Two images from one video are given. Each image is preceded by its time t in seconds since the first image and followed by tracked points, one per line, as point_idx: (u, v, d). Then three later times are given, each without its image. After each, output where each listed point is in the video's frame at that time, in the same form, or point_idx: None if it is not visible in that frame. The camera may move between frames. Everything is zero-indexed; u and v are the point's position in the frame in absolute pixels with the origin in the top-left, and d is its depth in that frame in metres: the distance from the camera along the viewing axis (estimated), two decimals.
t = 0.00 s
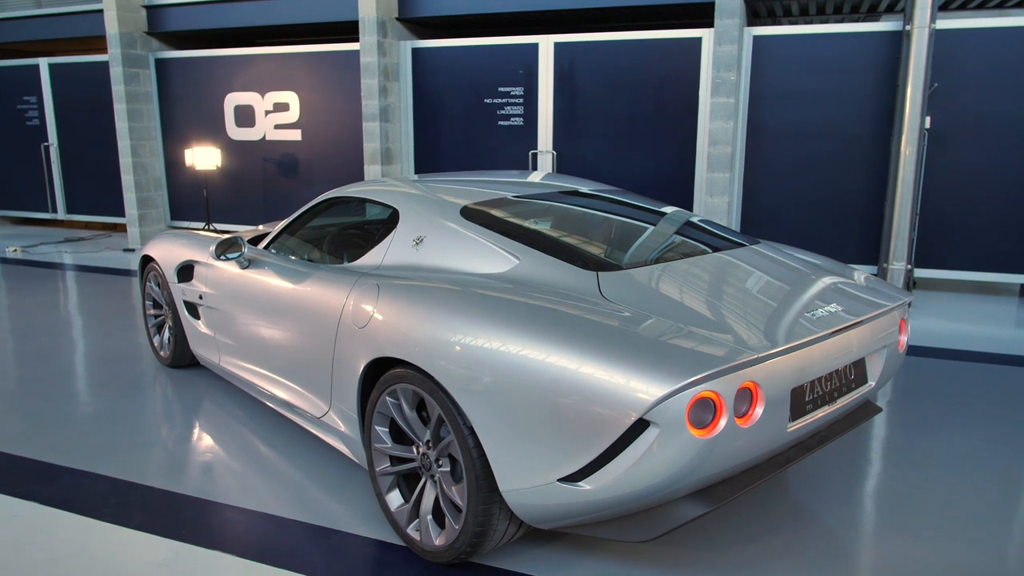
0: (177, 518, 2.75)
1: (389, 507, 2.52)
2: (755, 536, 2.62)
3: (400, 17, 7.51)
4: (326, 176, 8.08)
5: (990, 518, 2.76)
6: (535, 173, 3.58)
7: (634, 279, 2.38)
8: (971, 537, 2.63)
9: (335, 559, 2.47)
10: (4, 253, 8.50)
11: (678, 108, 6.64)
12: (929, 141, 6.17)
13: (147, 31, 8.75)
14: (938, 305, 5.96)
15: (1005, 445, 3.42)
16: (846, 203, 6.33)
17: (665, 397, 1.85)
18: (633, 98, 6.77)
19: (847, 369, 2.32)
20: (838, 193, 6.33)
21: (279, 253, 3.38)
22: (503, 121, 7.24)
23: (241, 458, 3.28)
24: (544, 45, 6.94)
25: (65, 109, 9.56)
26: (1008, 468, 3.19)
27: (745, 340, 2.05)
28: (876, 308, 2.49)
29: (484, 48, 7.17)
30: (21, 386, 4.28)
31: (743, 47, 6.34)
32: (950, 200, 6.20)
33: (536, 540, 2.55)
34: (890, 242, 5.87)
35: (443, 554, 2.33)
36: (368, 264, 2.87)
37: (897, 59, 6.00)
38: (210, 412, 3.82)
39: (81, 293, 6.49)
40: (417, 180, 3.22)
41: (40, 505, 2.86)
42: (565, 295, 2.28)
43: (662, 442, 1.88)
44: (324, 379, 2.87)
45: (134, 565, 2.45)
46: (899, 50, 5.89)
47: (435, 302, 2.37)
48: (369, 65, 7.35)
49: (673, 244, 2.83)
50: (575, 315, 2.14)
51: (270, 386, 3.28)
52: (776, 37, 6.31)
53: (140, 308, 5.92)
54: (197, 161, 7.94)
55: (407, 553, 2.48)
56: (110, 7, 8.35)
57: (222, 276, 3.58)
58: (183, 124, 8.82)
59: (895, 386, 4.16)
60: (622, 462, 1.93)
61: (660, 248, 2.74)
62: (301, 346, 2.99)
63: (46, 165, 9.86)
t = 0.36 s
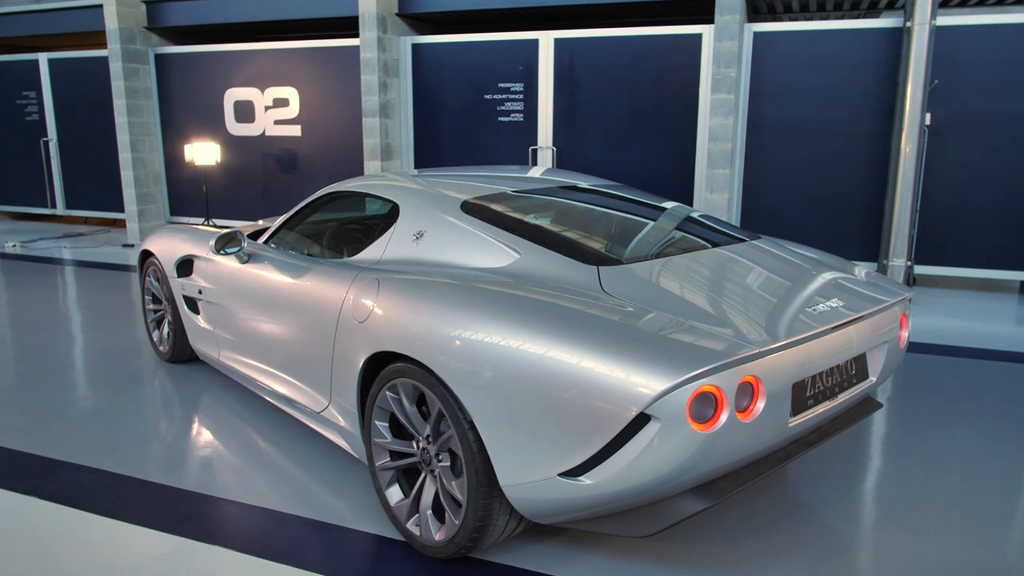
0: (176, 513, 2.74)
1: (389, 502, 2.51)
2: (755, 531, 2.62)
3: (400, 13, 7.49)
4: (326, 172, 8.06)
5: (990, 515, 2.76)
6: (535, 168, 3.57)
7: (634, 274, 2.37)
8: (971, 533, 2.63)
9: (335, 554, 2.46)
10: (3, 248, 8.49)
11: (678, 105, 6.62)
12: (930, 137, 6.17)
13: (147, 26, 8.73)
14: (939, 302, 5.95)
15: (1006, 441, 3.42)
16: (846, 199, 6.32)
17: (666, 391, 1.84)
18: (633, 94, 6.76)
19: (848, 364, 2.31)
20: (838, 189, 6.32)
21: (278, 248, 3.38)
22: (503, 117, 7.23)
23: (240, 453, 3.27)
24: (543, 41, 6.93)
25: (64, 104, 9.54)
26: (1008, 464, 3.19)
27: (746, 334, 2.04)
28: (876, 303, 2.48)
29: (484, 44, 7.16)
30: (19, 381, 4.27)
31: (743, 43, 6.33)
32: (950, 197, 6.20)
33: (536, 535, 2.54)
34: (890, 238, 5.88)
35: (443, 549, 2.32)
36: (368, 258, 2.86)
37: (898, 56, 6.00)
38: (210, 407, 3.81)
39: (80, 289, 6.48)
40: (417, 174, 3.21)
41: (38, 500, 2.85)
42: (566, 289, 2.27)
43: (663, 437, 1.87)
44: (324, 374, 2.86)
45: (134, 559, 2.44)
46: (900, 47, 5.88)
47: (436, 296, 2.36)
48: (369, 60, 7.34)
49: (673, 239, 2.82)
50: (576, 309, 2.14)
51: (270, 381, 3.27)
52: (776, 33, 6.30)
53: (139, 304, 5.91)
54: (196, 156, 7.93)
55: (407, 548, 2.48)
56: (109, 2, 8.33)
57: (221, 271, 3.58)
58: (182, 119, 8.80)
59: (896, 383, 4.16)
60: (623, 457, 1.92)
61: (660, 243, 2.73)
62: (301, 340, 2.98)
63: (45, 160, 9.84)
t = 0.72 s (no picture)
0: (177, 508, 2.74)
1: (391, 497, 2.51)
2: (758, 527, 2.61)
3: (401, 10, 7.47)
4: (327, 169, 8.06)
5: (993, 511, 2.75)
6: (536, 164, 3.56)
7: (638, 269, 2.36)
8: (974, 530, 2.62)
9: (336, 549, 2.45)
10: (4, 246, 8.49)
11: (680, 101, 6.61)
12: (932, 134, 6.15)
13: (147, 24, 8.72)
14: (940, 299, 5.94)
15: (1009, 437, 3.41)
16: (848, 196, 6.30)
17: (669, 385, 1.83)
18: (634, 90, 6.74)
19: (852, 359, 2.30)
20: (840, 186, 6.31)
21: (279, 244, 3.36)
22: (504, 114, 7.22)
23: (241, 449, 3.27)
24: (544, 37, 6.91)
25: (65, 102, 9.54)
26: (1011, 460, 3.18)
27: (749, 328, 2.03)
28: (880, 298, 2.47)
29: (485, 41, 7.14)
30: (21, 378, 4.27)
31: (745, 39, 6.31)
32: (952, 194, 6.18)
33: (538, 530, 2.53)
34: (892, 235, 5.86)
35: (445, 544, 2.31)
36: (369, 253, 2.85)
37: (899, 52, 5.97)
38: (211, 403, 3.81)
39: (81, 286, 6.48)
40: (418, 170, 3.20)
41: (39, 495, 2.84)
42: (569, 283, 2.25)
43: (666, 430, 1.86)
44: (325, 369, 2.85)
45: (134, 555, 2.44)
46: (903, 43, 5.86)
47: (438, 291, 2.35)
48: (370, 57, 7.32)
49: (675, 234, 2.81)
50: (578, 303, 2.12)
51: (271, 377, 3.27)
52: (778, 29, 6.28)
53: (140, 301, 5.91)
54: (197, 153, 7.92)
55: (409, 543, 2.47)
56: None
57: (222, 267, 3.57)
58: (183, 117, 8.79)
59: (898, 379, 4.15)
60: (626, 451, 1.91)
61: (662, 238, 2.72)
62: (302, 336, 2.97)
63: (46, 158, 9.84)
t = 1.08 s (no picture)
0: (178, 503, 2.73)
1: (393, 492, 2.49)
2: (761, 520, 2.60)
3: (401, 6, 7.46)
4: (327, 167, 8.05)
5: (996, 505, 2.74)
6: (536, 159, 3.55)
7: (640, 261, 2.35)
8: (977, 524, 2.61)
9: (337, 543, 2.44)
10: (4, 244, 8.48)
11: (682, 97, 6.59)
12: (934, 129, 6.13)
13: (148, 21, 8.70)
14: (942, 294, 5.93)
15: (1011, 431, 3.39)
16: (850, 192, 6.29)
17: (672, 376, 1.82)
18: (636, 86, 6.72)
19: (855, 351, 2.29)
20: (842, 182, 6.29)
21: (280, 239, 3.35)
22: (505, 111, 7.21)
23: (242, 445, 3.26)
24: (545, 33, 6.90)
25: (65, 100, 9.53)
26: (1014, 455, 3.17)
27: (753, 319, 2.02)
28: (883, 290, 2.45)
29: (486, 37, 7.13)
30: (21, 374, 4.26)
31: (746, 35, 6.30)
32: (954, 189, 6.17)
33: (540, 524, 2.52)
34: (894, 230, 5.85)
35: (446, 538, 2.30)
36: (370, 247, 2.84)
37: (901, 47, 5.96)
38: (212, 400, 3.80)
39: (81, 283, 6.47)
40: (418, 164, 3.19)
41: (39, 491, 2.84)
42: (571, 276, 2.24)
43: (669, 422, 1.85)
44: (327, 363, 2.84)
45: (135, 550, 2.43)
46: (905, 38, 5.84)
47: (440, 284, 2.34)
48: (371, 54, 7.30)
49: (677, 228, 2.79)
50: (580, 295, 2.11)
51: (272, 372, 3.26)
52: (780, 25, 6.26)
53: (140, 298, 5.90)
54: (198, 151, 7.91)
55: (411, 538, 2.46)
56: None
57: (223, 262, 3.56)
58: (184, 114, 8.78)
59: (900, 373, 4.14)
60: (629, 443, 1.90)
61: (664, 231, 2.71)
62: (303, 330, 2.96)
63: (47, 156, 9.83)
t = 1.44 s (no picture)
0: (177, 497, 2.71)
1: (393, 483, 2.48)
2: (762, 512, 2.59)
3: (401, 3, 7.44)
4: (326, 163, 8.03)
5: (999, 497, 2.73)
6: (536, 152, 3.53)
7: (642, 251, 2.33)
8: (981, 516, 2.60)
9: (337, 536, 2.43)
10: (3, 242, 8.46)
11: (682, 94, 6.58)
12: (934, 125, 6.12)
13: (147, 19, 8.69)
14: (944, 290, 5.91)
15: (1014, 424, 3.38)
16: (850, 188, 6.28)
17: (675, 362, 1.80)
18: (636, 83, 6.71)
19: (858, 340, 2.27)
20: (842, 178, 6.28)
21: (279, 232, 3.34)
22: (505, 107, 7.19)
23: (242, 439, 3.24)
24: (545, 30, 6.89)
25: (64, 98, 9.52)
26: (1017, 447, 3.15)
27: (755, 307, 2.01)
28: (885, 280, 2.44)
29: (485, 34, 7.12)
30: (20, 370, 4.25)
31: (746, 31, 6.28)
32: (955, 185, 6.16)
33: (541, 516, 2.51)
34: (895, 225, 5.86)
35: (446, 529, 2.29)
36: (370, 238, 2.82)
37: (902, 42, 5.95)
38: (211, 395, 3.78)
39: (80, 280, 6.44)
40: (418, 156, 3.17)
41: (37, 484, 2.82)
42: (572, 264, 2.23)
43: (672, 409, 1.83)
44: (327, 355, 2.83)
45: (134, 542, 2.41)
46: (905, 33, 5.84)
47: (441, 273, 2.33)
48: (370, 50, 7.29)
49: (678, 219, 2.78)
50: (581, 283, 2.10)
51: (272, 366, 3.24)
52: (780, 20, 6.25)
53: (140, 295, 5.89)
54: (197, 148, 7.88)
55: (411, 530, 2.44)
56: None
57: (222, 256, 3.54)
58: (183, 112, 8.77)
59: (901, 367, 4.13)
60: (631, 430, 1.89)
61: (666, 223, 2.69)
62: (303, 322, 2.95)
63: (46, 154, 9.81)
